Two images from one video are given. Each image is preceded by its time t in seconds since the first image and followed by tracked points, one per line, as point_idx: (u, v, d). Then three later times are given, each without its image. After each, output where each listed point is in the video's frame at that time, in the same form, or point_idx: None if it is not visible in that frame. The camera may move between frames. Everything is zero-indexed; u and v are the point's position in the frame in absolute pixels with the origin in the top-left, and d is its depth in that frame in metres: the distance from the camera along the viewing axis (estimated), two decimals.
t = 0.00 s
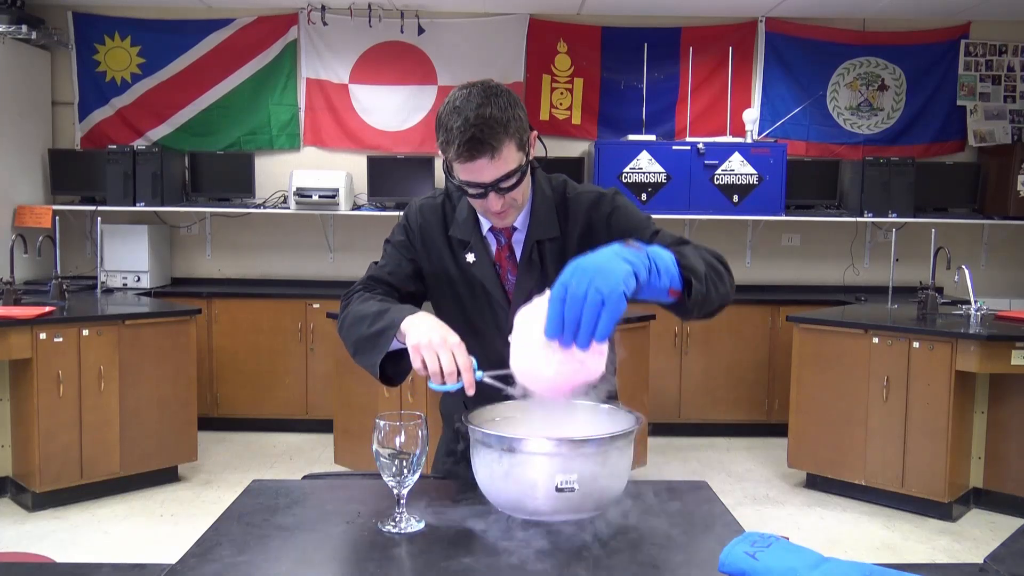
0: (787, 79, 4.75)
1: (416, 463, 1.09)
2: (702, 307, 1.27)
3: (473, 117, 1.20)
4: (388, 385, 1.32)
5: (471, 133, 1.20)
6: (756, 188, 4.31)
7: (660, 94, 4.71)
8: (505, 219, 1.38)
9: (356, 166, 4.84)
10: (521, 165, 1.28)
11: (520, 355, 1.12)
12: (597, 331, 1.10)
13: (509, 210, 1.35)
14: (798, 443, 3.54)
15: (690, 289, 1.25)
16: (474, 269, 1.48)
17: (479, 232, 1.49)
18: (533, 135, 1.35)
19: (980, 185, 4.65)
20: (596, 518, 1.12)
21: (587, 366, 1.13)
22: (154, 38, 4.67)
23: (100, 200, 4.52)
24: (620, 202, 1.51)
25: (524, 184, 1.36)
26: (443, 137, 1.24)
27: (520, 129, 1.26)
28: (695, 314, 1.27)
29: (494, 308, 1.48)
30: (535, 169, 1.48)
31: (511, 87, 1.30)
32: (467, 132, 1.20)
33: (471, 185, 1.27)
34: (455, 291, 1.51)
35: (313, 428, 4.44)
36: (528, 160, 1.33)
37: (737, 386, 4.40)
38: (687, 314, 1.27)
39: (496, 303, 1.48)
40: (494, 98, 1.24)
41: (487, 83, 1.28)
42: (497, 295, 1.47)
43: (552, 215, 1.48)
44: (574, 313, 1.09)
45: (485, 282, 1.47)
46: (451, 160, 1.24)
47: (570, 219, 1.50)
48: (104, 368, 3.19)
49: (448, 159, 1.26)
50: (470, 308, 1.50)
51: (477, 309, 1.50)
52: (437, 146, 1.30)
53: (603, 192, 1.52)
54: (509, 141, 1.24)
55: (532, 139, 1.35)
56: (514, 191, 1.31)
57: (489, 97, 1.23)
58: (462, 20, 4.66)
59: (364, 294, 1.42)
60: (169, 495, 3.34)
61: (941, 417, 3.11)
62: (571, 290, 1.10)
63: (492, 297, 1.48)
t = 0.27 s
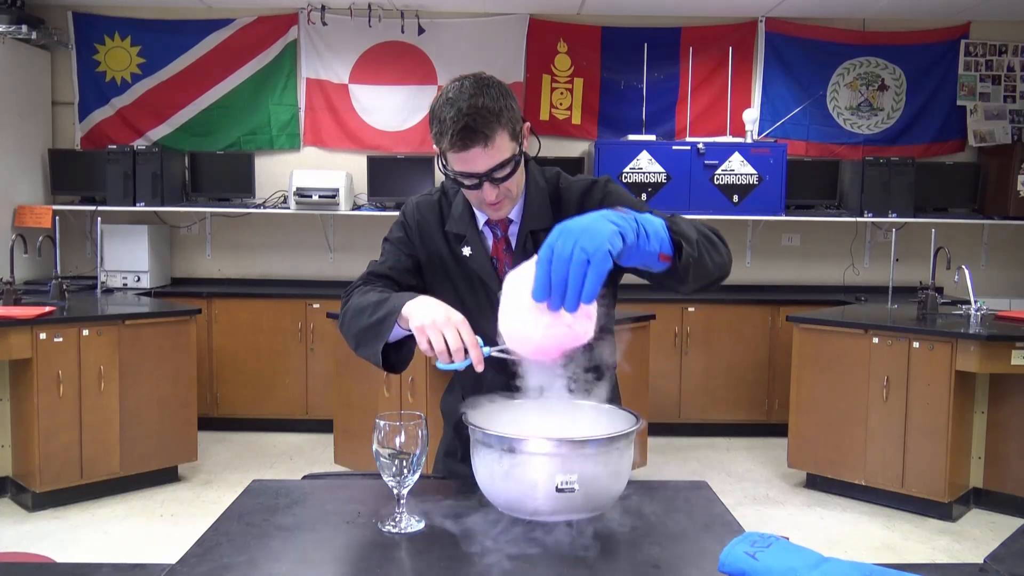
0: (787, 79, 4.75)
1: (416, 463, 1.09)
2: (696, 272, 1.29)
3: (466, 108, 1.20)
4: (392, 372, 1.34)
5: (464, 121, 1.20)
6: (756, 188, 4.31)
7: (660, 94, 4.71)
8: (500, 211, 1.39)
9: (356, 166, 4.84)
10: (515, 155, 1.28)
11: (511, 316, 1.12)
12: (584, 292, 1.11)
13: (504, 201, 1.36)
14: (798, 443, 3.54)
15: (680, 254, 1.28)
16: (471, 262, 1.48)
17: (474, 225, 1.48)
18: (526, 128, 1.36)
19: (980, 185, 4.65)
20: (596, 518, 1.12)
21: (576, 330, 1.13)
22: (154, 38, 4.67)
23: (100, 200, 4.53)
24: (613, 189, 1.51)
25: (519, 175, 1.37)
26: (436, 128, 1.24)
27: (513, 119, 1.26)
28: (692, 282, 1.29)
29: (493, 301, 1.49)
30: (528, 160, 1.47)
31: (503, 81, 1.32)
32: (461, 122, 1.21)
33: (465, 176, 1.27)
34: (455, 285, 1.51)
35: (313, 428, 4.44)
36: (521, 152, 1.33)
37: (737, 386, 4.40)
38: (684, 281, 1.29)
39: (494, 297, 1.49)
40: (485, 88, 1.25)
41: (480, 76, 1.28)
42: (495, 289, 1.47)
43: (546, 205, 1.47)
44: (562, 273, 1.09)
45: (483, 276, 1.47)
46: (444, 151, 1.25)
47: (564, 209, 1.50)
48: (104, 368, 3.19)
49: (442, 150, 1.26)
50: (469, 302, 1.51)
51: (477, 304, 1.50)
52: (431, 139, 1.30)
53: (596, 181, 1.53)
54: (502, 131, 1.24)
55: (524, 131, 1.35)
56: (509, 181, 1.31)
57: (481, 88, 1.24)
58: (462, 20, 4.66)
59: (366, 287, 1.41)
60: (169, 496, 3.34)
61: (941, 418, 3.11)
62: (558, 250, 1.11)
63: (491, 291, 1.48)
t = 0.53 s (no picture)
0: (787, 79, 4.75)
1: (416, 463, 1.09)
2: (690, 266, 1.29)
3: (458, 106, 1.20)
4: (385, 370, 1.34)
5: (457, 119, 1.20)
6: (756, 188, 4.31)
7: (660, 94, 4.71)
8: (494, 209, 1.39)
9: (356, 166, 4.84)
10: (508, 153, 1.28)
11: (499, 308, 1.11)
12: (574, 281, 1.10)
13: (497, 199, 1.36)
14: (798, 443, 3.54)
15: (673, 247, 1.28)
16: (467, 261, 1.48)
17: (470, 224, 1.48)
18: (518, 125, 1.36)
19: (980, 185, 4.65)
20: (596, 519, 1.12)
21: (567, 322, 1.12)
22: (154, 38, 4.67)
23: (100, 200, 4.53)
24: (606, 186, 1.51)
25: (513, 173, 1.37)
26: (429, 127, 1.24)
27: (506, 117, 1.26)
28: (686, 275, 1.29)
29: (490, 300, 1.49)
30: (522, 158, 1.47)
31: (496, 79, 1.31)
32: (452, 119, 1.21)
33: (458, 174, 1.27)
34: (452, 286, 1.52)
35: (313, 428, 4.44)
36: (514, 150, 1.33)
37: (737, 386, 4.40)
38: (679, 275, 1.28)
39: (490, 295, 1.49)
40: (478, 86, 1.25)
41: (472, 75, 1.29)
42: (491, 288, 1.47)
43: (541, 203, 1.46)
44: (551, 261, 1.10)
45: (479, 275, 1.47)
46: (437, 149, 1.25)
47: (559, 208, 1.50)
48: (104, 368, 3.19)
49: (434, 149, 1.26)
50: (466, 302, 1.51)
51: (474, 304, 1.51)
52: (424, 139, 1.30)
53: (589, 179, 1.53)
54: (495, 128, 1.24)
55: (517, 129, 1.35)
56: (502, 179, 1.31)
57: (473, 87, 1.24)
58: (462, 20, 4.66)
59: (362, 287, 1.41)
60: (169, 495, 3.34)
61: (941, 418, 3.11)
62: (547, 240, 1.12)
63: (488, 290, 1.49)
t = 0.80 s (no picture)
0: (787, 79, 4.75)
1: (416, 463, 1.09)
2: (683, 278, 1.28)
3: (453, 105, 1.20)
4: (368, 367, 1.34)
5: (451, 118, 1.20)
6: (756, 188, 4.31)
7: (660, 94, 4.71)
8: (490, 210, 1.38)
9: (356, 166, 4.84)
10: (504, 153, 1.28)
11: (488, 302, 1.10)
12: (563, 287, 1.09)
13: (493, 199, 1.35)
14: (798, 443, 3.54)
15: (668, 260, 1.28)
16: (463, 261, 1.48)
17: (467, 225, 1.48)
18: (516, 125, 1.36)
19: (980, 185, 4.65)
20: (596, 518, 1.12)
21: (553, 325, 1.12)
22: (154, 38, 4.67)
23: (100, 200, 4.53)
24: (603, 189, 1.50)
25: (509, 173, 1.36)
26: (424, 125, 1.24)
27: (501, 117, 1.26)
28: (678, 288, 1.28)
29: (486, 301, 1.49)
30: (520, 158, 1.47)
31: (494, 79, 1.32)
32: (447, 119, 1.21)
33: (452, 173, 1.27)
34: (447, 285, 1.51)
35: (313, 428, 4.44)
36: (511, 149, 1.33)
37: (737, 386, 4.40)
38: (671, 287, 1.28)
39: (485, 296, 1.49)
40: (474, 85, 1.25)
41: (469, 74, 1.29)
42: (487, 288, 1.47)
43: (538, 205, 1.46)
44: (544, 262, 1.09)
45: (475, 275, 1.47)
46: (432, 148, 1.25)
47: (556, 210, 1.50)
48: (104, 368, 3.19)
49: (430, 148, 1.26)
50: (461, 302, 1.51)
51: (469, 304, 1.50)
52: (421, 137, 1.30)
53: (587, 180, 1.52)
54: (491, 127, 1.24)
55: (514, 129, 1.35)
56: (498, 179, 1.31)
57: (469, 86, 1.24)
58: (462, 20, 4.66)
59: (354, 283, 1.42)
60: (169, 495, 3.34)
61: (941, 418, 3.11)
62: (542, 241, 1.11)
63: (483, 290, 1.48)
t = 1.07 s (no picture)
0: (787, 79, 4.75)
1: (416, 463, 1.09)
2: (667, 299, 1.21)
3: (449, 104, 1.20)
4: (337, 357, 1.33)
5: (447, 116, 1.20)
6: (756, 188, 4.31)
7: (661, 94, 4.71)
8: (485, 210, 1.38)
9: (356, 166, 4.84)
10: (500, 154, 1.27)
11: (463, 297, 1.09)
12: (535, 295, 1.04)
13: (488, 201, 1.35)
14: (798, 443, 3.54)
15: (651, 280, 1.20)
16: (458, 261, 1.48)
17: (464, 225, 1.48)
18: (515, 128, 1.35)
19: (980, 185, 4.65)
20: (596, 519, 1.12)
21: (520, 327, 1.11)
22: (154, 38, 4.67)
23: (100, 200, 4.53)
24: (602, 196, 1.49)
25: (507, 175, 1.36)
26: (421, 122, 1.24)
27: (499, 118, 1.26)
28: (661, 308, 1.22)
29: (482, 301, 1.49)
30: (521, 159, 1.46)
31: (495, 80, 1.32)
32: (442, 118, 1.21)
33: (447, 171, 1.27)
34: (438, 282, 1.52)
35: (313, 428, 4.44)
36: (509, 150, 1.32)
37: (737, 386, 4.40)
38: (654, 306, 1.21)
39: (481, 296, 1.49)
40: (473, 85, 1.25)
41: (470, 74, 1.29)
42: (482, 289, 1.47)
43: (535, 208, 1.45)
44: (520, 267, 1.04)
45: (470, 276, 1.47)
46: (428, 146, 1.25)
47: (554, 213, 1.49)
48: (104, 368, 3.19)
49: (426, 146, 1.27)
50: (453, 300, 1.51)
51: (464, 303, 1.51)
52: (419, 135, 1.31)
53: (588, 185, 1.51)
54: (486, 128, 1.24)
55: (513, 130, 1.35)
56: (493, 180, 1.30)
57: (468, 86, 1.24)
58: (462, 20, 4.66)
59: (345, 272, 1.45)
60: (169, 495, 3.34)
61: (941, 418, 3.11)
62: (522, 245, 1.06)
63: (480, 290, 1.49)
